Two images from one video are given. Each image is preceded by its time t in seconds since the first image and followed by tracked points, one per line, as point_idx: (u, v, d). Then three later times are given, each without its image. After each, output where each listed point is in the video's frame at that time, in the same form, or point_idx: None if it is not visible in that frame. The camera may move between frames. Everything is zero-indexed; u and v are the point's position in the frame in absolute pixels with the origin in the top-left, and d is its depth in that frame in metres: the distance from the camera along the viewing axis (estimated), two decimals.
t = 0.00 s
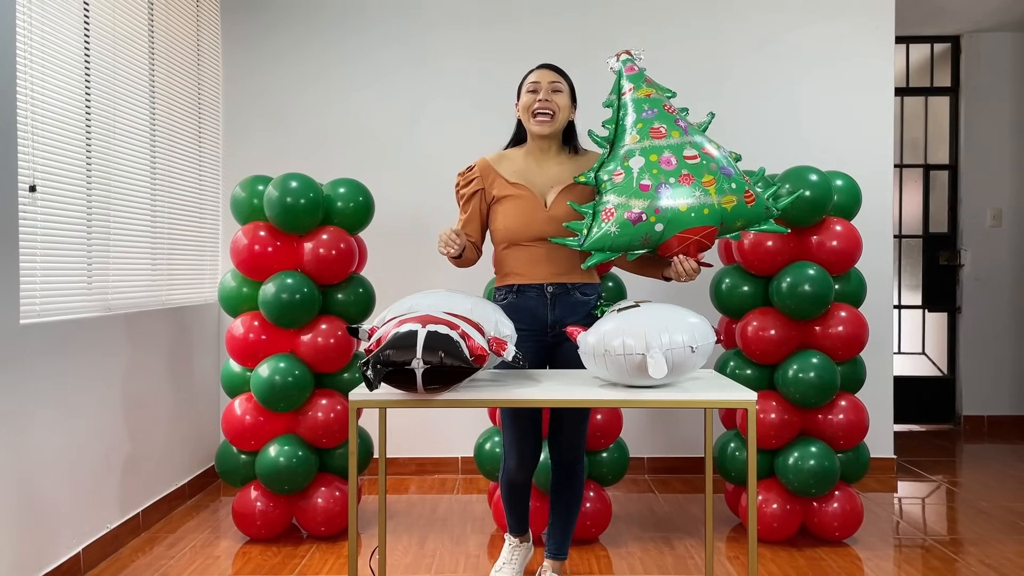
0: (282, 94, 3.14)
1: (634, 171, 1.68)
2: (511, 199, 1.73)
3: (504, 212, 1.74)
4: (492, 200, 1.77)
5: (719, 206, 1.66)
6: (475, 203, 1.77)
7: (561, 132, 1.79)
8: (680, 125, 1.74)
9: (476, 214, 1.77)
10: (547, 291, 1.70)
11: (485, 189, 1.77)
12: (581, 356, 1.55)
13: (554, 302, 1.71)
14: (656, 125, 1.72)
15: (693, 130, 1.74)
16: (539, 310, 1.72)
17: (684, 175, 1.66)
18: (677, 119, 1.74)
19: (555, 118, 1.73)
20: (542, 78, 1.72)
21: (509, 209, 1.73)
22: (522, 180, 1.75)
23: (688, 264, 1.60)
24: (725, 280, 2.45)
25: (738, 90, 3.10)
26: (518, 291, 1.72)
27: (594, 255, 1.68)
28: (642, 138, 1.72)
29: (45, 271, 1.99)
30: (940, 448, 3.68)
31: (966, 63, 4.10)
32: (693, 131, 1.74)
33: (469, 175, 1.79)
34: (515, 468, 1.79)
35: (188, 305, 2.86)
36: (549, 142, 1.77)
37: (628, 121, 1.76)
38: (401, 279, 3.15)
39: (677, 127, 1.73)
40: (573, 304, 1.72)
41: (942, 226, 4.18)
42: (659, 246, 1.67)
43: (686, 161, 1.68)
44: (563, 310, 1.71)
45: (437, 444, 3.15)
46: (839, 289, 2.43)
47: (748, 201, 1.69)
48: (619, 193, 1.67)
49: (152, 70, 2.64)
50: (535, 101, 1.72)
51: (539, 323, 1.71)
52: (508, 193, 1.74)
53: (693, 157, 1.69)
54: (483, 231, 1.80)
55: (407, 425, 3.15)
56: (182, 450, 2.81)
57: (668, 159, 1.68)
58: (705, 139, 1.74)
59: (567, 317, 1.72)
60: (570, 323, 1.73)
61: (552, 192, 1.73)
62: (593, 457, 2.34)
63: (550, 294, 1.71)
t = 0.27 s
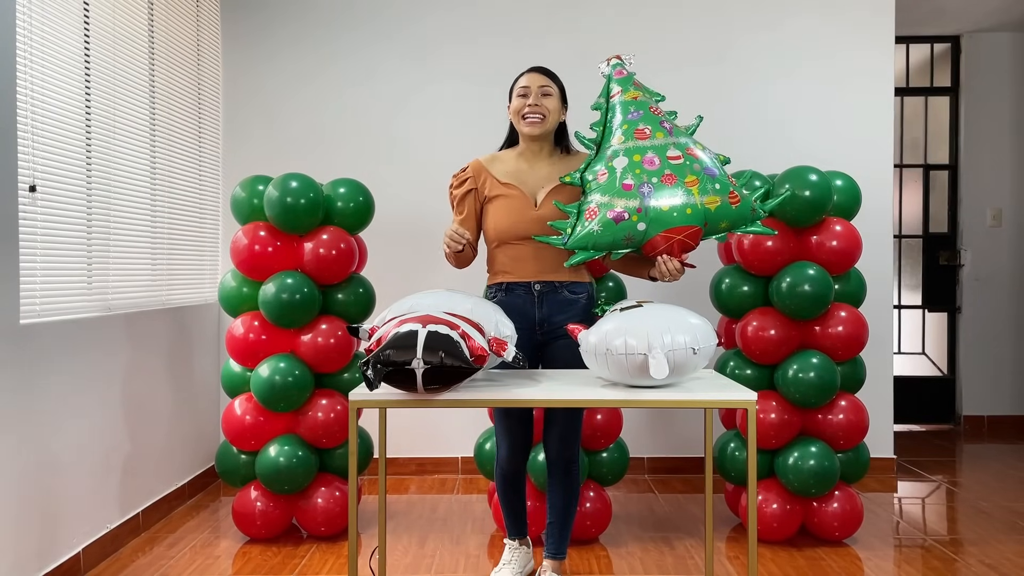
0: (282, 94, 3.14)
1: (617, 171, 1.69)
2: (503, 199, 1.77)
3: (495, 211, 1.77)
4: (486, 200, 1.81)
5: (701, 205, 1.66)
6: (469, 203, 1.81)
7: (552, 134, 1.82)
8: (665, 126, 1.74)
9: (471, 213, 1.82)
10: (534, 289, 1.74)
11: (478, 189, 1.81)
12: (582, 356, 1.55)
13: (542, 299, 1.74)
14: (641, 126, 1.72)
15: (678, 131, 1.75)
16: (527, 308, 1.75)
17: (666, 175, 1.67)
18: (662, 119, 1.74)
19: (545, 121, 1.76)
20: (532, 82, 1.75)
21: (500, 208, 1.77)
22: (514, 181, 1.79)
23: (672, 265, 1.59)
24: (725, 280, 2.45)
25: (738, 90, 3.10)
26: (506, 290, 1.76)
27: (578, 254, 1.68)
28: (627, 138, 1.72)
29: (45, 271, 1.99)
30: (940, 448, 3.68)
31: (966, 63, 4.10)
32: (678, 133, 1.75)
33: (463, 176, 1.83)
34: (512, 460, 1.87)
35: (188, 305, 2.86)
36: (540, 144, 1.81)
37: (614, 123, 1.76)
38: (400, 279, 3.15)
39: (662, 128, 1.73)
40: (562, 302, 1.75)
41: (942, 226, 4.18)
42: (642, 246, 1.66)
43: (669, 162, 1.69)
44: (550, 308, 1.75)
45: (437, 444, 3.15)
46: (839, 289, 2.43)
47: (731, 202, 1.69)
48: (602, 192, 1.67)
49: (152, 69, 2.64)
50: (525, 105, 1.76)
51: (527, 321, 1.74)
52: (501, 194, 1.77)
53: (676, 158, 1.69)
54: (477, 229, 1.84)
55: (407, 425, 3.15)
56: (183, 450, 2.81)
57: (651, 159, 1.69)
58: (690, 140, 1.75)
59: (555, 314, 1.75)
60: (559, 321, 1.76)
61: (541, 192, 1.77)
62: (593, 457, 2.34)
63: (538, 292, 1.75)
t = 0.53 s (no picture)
0: (282, 94, 3.14)
1: (604, 173, 1.70)
2: (494, 197, 1.77)
3: (488, 210, 1.78)
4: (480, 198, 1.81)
5: (686, 209, 1.65)
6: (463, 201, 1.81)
7: (543, 135, 1.81)
8: (654, 129, 1.74)
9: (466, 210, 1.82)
10: (523, 286, 1.75)
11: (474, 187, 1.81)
12: (584, 356, 1.55)
13: (530, 297, 1.75)
14: (629, 129, 1.73)
15: (666, 135, 1.74)
16: (515, 306, 1.76)
17: (652, 179, 1.67)
18: (651, 123, 1.74)
19: (533, 121, 1.75)
20: (521, 83, 1.75)
21: (493, 208, 1.77)
22: (507, 180, 1.79)
23: (656, 266, 1.61)
24: (725, 280, 2.45)
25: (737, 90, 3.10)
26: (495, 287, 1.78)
27: (562, 254, 1.70)
28: (615, 141, 1.73)
29: (45, 271, 1.99)
30: (940, 448, 3.68)
31: (966, 63, 4.10)
32: (666, 136, 1.74)
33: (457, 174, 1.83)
34: (506, 460, 1.89)
35: (188, 305, 2.86)
36: (531, 144, 1.80)
37: (604, 125, 1.76)
38: (400, 279, 3.15)
39: (650, 131, 1.73)
40: (550, 300, 1.76)
41: (942, 226, 4.18)
42: (626, 249, 1.68)
43: (655, 165, 1.69)
44: (538, 305, 1.75)
45: (437, 444, 3.15)
46: (840, 289, 2.43)
47: (717, 206, 1.69)
48: (588, 195, 1.68)
49: (152, 69, 2.64)
50: (514, 105, 1.76)
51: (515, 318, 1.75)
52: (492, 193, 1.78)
53: (662, 161, 1.69)
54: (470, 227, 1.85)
55: (407, 425, 3.15)
56: (183, 450, 2.81)
57: (638, 163, 1.70)
58: (678, 143, 1.74)
59: (544, 312, 1.76)
60: (547, 319, 1.77)
61: (533, 192, 1.77)
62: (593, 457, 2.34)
63: (526, 290, 1.76)
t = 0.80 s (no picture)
0: (282, 94, 3.14)
1: (595, 180, 1.69)
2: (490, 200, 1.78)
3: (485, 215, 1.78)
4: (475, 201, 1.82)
5: (674, 217, 1.65)
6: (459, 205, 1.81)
7: (535, 138, 1.83)
8: (645, 137, 1.73)
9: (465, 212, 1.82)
10: (518, 286, 1.79)
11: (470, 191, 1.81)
12: (583, 356, 1.55)
13: (523, 296, 1.79)
14: (621, 137, 1.72)
15: (656, 143, 1.74)
16: (509, 304, 1.80)
17: (641, 187, 1.66)
18: (642, 130, 1.74)
19: (527, 123, 1.76)
20: (514, 87, 1.77)
21: (489, 212, 1.77)
22: (502, 184, 1.80)
23: (644, 270, 1.67)
24: (725, 280, 2.45)
25: (737, 90, 3.10)
26: (490, 285, 1.82)
27: (554, 258, 1.70)
28: (607, 148, 1.72)
29: (45, 271, 1.99)
30: (940, 448, 3.68)
31: (966, 63, 4.10)
32: (657, 144, 1.73)
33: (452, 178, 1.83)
34: (500, 462, 1.91)
35: (188, 305, 2.86)
36: (524, 147, 1.82)
37: (596, 131, 1.76)
38: (400, 279, 3.15)
39: (641, 139, 1.73)
40: (543, 300, 1.79)
41: (942, 226, 4.18)
42: (615, 253, 1.68)
43: (646, 173, 1.68)
44: (531, 305, 1.79)
45: (436, 444, 3.15)
46: (839, 289, 2.43)
47: (706, 214, 1.68)
48: (579, 200, 1.68)
49: (152, 69, 2.64)
50: (507, 108, 1.77)
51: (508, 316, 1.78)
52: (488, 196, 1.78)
53: (653, 169, 1.68)
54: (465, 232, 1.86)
55: (407, 425, 3.15)
56: (183, 450, 2.81)
57: (628, 170, 1.68)
58: (668, 151, 1.73)
59: (537, 311, 1.79)
60: (539, 318, 1.80)
61: (528, 195, 1.78)
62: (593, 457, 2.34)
63: (520, 289, 1.79)
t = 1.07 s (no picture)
0: (282, 94, 3.14)
1: (591, 187, 1.69)
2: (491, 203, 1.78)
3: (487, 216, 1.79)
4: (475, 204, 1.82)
5: (669, 220, 1.66)
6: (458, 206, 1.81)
7: (533, 141, 1.83)
8: (637, 142, 1.73)
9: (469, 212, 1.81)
10: (522, 283, 1.79)
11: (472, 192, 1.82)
12: (582, 356, 1.55)
13: (528, 293, 1.79)
14: (615, 143, 1.72)
15: (649, 148, 1.74)
16: (513, 301, 1.79)
17: (637, 192, 1.67)
18: (634, 136, 1.74)
19: (526, 127, 1.77)
20: (513, 91, 1.77)
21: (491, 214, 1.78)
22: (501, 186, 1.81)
23: (642, 273, 1.68)
24: (725, 280, 2.45)
25: (737, 91, 3.10)
26: (494, 283, 1.81)
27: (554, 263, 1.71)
28: (600, 155, 1.72)
29: (45, 271, 1.99)
30: (940, 448, 3.68)
31: (966, 62, 4.10)
32: (650, 149, 1.74)
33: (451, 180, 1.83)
34: (501, 461, 1.91)
35: (188, 305, 2.86)
36: (522, 150, 1.82)
37: (590, 139, 1.75)
38: (400, 279, 3.15)
39: (634, 145, 1.73)
40: (546, 298, 1.80)
41: (942, 226, 4.18)
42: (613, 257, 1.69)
43: (640, 178, 1.69)
44: (535, 302, 1.79)
45: (436, 444, 3.15)
46: (839, 289, 2.43)
47: (699, 216, 1.70)
48: (576, 207, 1.68)
49: (152, 69, 2.64)
50: (506, 113, 1.77)
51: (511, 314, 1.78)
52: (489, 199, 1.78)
53: (647, 175, 1.69)
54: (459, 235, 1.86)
55: (407, 425, 3.15)
56: (183, 450, 2.81)
57: (623, 176, 1.69)
58: (661, 155, 1.74)
59: (540, 309, 1.80)
60: (543, 316, 1.81)
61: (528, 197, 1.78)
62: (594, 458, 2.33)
63: (525, 286, 1.79)
